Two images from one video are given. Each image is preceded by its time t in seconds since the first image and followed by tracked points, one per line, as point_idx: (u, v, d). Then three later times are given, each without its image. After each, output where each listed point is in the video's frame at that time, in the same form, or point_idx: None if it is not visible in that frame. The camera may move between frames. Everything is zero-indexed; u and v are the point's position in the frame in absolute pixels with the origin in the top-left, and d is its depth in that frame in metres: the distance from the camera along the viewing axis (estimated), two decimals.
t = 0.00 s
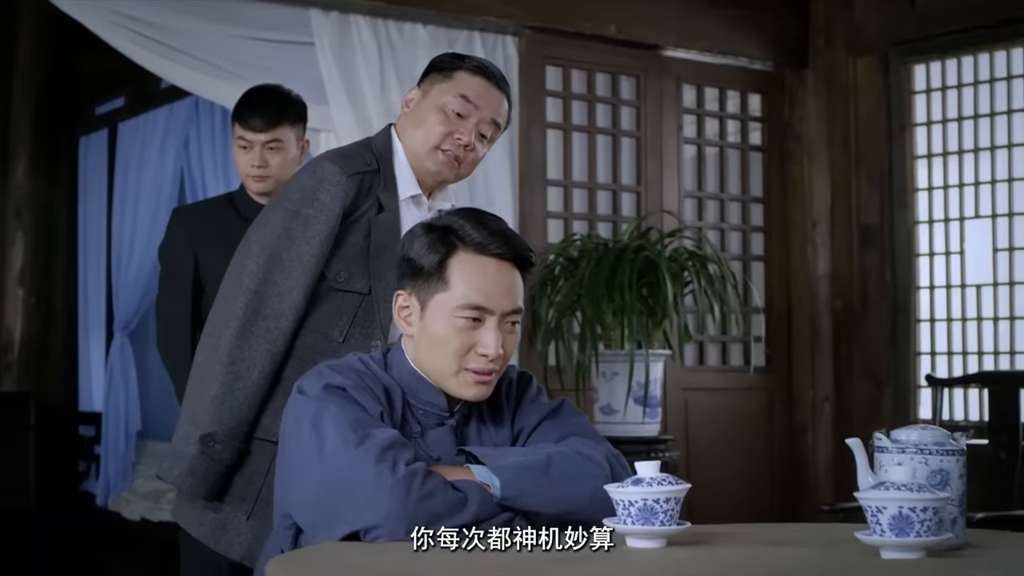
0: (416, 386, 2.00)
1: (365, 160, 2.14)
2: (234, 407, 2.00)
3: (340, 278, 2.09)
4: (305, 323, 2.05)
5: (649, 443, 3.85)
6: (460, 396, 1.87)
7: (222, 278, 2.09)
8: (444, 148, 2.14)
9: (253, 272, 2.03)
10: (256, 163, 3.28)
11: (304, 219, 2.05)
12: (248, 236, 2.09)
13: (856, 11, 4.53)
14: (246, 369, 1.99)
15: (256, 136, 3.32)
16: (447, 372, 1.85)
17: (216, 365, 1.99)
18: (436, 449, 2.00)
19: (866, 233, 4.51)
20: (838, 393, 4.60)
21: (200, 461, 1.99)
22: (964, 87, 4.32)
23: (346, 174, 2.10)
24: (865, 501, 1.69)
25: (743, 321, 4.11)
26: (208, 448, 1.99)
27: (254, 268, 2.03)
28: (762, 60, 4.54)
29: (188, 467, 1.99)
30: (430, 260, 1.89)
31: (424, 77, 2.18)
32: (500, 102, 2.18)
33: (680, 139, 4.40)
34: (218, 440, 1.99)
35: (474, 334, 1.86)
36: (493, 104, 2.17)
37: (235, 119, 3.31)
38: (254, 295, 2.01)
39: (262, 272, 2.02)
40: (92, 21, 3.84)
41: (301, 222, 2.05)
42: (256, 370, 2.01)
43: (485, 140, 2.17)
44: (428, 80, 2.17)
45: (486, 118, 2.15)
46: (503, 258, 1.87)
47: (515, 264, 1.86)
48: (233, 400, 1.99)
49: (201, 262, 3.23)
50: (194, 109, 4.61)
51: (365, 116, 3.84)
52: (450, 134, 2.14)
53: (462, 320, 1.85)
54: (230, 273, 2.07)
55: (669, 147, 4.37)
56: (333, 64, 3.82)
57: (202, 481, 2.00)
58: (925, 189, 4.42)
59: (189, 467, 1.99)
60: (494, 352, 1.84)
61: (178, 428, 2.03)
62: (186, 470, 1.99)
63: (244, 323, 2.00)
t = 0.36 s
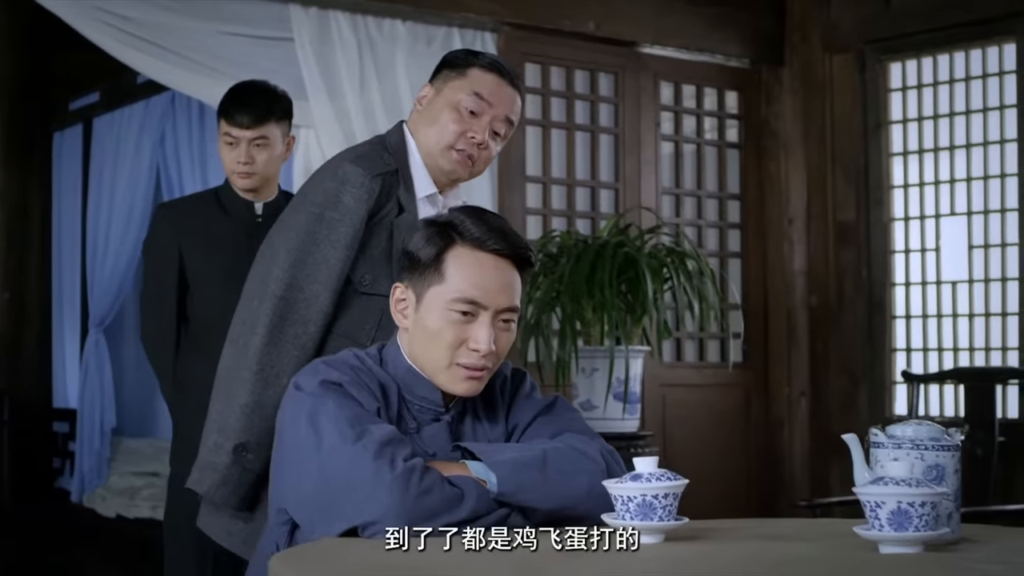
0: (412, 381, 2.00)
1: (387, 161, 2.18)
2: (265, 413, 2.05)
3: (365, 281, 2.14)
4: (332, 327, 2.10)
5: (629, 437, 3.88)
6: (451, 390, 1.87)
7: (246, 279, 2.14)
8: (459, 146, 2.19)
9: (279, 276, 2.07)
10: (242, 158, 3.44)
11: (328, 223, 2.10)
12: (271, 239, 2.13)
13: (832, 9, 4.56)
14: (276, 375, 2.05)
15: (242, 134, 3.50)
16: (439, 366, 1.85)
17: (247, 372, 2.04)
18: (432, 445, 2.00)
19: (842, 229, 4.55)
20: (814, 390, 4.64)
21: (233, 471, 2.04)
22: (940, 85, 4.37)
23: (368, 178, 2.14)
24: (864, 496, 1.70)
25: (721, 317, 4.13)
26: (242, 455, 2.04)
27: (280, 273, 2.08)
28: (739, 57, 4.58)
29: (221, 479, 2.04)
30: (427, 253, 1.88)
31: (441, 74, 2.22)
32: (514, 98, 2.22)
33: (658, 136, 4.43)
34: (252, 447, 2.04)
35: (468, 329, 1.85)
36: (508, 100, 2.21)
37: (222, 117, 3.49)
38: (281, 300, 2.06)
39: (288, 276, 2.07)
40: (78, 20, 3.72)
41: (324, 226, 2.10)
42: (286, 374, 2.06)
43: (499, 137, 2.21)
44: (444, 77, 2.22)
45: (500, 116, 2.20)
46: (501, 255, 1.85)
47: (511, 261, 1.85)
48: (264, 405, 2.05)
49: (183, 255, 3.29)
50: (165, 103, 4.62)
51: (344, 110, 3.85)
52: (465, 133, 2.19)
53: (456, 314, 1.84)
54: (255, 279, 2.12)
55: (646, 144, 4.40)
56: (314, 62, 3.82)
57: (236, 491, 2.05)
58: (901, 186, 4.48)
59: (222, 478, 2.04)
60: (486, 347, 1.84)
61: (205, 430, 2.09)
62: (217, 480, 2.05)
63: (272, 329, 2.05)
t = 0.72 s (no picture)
0: (406, 378, 2.00)
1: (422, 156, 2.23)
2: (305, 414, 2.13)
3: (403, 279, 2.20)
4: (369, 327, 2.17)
5: (612, 434, 3.90)
6: (443, 386, 1.87)
7: (284, 279, 2.21)
8: (488, 138, 2.26)
9: (314, 276, 2.13)
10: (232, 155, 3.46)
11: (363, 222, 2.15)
12: (308, 239, 2.19)
13: (812, 8, 4.59)
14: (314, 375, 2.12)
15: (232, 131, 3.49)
16: (430, 361, 1.84)
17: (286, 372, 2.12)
18: (428, 443, 1.99)
19: (822, 227, 4.58)
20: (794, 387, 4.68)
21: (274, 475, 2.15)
22: (921, 83, 4.42)
23: (401, 175, 2.18)
24: (862, 492, 1.71)
25: (703, 315, 4.15)
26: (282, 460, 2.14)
27: (316, 272, 2.14)
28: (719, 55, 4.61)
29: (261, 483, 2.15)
30: (420, 249, 1.87)
31: (470, 68, 2.30)
32: (543, 90, 2.30)
33: (640, 134, 4.45)
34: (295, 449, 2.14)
35: (459, 325, 1.85)
36: (536, 91, 2.28)
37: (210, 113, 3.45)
38: (318, 299, 2.13)
39: (323, 276, 2.13)
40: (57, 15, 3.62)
41: (358, 224, 2.15)
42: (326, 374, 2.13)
43: (529, 128, 2.28)
44: (473, 70, 2.30)
45: (529, 107, 2.27)
46: (493, 251, 1.84)
47: (504, 258, 1.84)
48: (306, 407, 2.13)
49: (171, 250, 3.39)
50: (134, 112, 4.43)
51: (327, 107, 3.86)
52: (495, 125, 2.26)
53: (448, 311, 1.84)
54: (294, 278, 2.18)
55: (628, 141, 4.42)
56: (297, 58, 3.82)
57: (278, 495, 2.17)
58: (882, 184, 4.52)
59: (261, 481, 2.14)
60: (477, 344, 1.83)
61: (250, 420, 2.23)
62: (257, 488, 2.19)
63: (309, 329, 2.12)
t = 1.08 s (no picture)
0: (401, 377, 1.96)
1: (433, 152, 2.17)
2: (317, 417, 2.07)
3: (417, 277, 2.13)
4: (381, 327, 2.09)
5: (600, 433, 3.89)
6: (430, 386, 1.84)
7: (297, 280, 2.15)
8: (505, 131, 2.21)
9: (324, 277, 2.07)
10: (223, 154, 3.50)
11: (372, 219, 2.09)
12: (320, 239, 2.14)
13: (798, 10, 4.64)
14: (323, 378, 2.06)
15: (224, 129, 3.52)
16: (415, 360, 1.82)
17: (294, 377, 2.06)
18: (423, 442, 1.96)
19: (808, 226, 4.63)
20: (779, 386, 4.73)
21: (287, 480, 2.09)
22: (905, 83, 4.45)
23: (410, 171, 2.12)
24: (861, 490, 1.72)
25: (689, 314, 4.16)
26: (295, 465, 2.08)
27: (326, 273, 2.08)
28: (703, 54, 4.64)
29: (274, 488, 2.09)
30: (410, 247, 1.85)
31: (488, 61, 2.26)
32: (562, 81, 2.26)
33: (626, 133, 4.47)
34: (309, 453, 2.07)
35: (447, 324, 1.82)
36: (555, 83, 2.24)
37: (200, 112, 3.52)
38: (326, 301, 2.06)
39: (334, 277, 2.07)
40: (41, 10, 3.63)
41: (368, 222, 2.09)
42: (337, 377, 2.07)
43: (547, 121, 2.24)
44: (491, 61, 2.25)
45: (547, 98, 2.23)
46: (483, 251, 1.82)
47: (493, 258, 1.82)
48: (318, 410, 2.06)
49: (162, 245, 3.38)
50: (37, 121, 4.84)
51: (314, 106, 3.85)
52: (512, 117, 2.21)
53: (435, 310, 1.81)
54: (305, 279, 2.13)
55: (613, 142, 4.44)
56: (284, 57, 3.80)
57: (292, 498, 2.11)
58: (866, 183, 4.55)
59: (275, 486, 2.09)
60: (464, 343, 1.81)
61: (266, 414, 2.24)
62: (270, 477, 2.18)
63: (317, 331, 2.05)
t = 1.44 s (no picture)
0: (399, 376, 1.94)
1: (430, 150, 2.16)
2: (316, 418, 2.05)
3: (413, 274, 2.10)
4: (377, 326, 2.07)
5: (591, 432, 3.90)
6: (428, 386, 1.84)
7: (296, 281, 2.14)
8: (507, 128, 2.18)
9: (318, 277, 2.06)
10: (215, 153, 3.48)
11: (366, 217, 2.07)
12: (316, 239, 2.12)
13: (785, 10, 4.67)
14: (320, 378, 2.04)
15: (217, 128, 3.51)
16: (414, 361, 1.81)
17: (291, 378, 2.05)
18: (421, 441, 1.94)
19: (795, 225, 4.66)
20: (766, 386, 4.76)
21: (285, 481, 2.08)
22: (892, 84, 4.47)
23: (404, 168, 2.10)
24: (860, 490, 1.72)
25: (678, 313, 4.18)
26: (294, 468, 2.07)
27: (322, 273, 2.07)
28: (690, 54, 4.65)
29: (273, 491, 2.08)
30: (406, 246, 1.84)
31: (493, 55, 2.23)
32: (567, 74, 2.22)
33: (614, 132, 4.48)
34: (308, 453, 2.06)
35: (443, 324, 1.81)
36: (559, 77, 2.20)
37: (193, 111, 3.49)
38: (321, 301, 2.05)
39: (328, 276, 2.06)
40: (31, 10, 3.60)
41: (362, 221, 2.07)
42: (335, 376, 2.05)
43: (550, 115, 2.20)
44: (497, 56, 2.22)
45: (550, 93, 2.18)
46: (480, 250, 1.82)
47: (491, 256, 1.82)
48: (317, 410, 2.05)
49: (153, 247, 3.38)
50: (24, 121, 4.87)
51: (303, 105, 3.84)
52: (513, 114, 2.18)
53: (432, 310, 1.81)
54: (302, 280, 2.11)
55: (602, 142, 4.44)
56: (273, 57, 3.80)
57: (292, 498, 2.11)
58: (853, 184, 4.57)
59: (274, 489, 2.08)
60: (462, 343, 1.80)
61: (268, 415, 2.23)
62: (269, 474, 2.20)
63: (312, 332, 2.04)
